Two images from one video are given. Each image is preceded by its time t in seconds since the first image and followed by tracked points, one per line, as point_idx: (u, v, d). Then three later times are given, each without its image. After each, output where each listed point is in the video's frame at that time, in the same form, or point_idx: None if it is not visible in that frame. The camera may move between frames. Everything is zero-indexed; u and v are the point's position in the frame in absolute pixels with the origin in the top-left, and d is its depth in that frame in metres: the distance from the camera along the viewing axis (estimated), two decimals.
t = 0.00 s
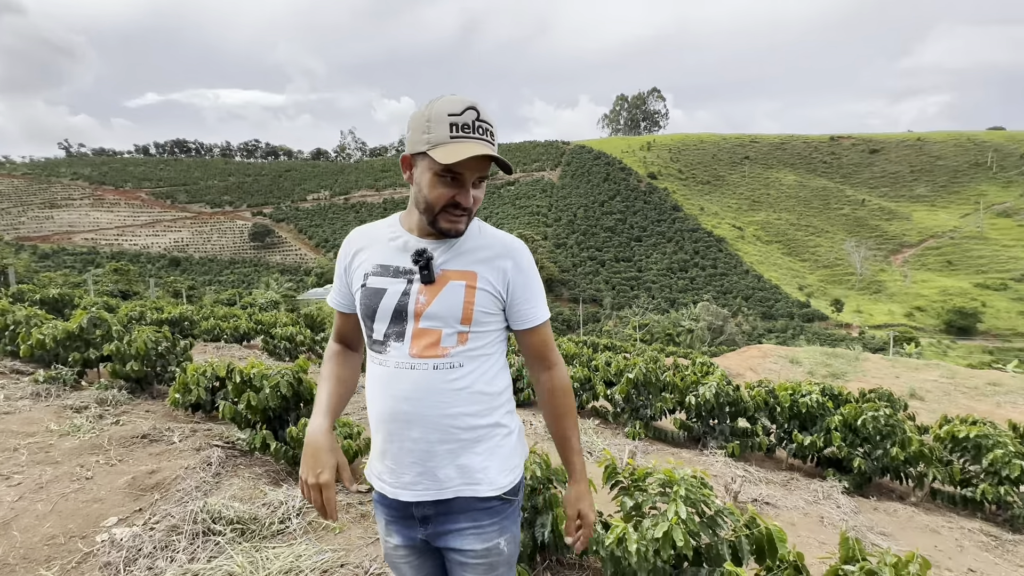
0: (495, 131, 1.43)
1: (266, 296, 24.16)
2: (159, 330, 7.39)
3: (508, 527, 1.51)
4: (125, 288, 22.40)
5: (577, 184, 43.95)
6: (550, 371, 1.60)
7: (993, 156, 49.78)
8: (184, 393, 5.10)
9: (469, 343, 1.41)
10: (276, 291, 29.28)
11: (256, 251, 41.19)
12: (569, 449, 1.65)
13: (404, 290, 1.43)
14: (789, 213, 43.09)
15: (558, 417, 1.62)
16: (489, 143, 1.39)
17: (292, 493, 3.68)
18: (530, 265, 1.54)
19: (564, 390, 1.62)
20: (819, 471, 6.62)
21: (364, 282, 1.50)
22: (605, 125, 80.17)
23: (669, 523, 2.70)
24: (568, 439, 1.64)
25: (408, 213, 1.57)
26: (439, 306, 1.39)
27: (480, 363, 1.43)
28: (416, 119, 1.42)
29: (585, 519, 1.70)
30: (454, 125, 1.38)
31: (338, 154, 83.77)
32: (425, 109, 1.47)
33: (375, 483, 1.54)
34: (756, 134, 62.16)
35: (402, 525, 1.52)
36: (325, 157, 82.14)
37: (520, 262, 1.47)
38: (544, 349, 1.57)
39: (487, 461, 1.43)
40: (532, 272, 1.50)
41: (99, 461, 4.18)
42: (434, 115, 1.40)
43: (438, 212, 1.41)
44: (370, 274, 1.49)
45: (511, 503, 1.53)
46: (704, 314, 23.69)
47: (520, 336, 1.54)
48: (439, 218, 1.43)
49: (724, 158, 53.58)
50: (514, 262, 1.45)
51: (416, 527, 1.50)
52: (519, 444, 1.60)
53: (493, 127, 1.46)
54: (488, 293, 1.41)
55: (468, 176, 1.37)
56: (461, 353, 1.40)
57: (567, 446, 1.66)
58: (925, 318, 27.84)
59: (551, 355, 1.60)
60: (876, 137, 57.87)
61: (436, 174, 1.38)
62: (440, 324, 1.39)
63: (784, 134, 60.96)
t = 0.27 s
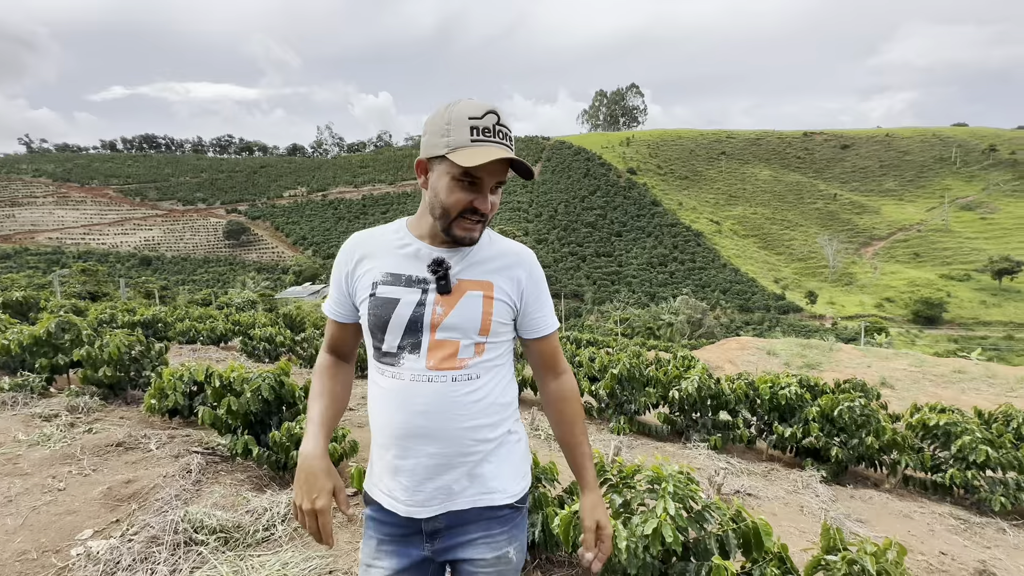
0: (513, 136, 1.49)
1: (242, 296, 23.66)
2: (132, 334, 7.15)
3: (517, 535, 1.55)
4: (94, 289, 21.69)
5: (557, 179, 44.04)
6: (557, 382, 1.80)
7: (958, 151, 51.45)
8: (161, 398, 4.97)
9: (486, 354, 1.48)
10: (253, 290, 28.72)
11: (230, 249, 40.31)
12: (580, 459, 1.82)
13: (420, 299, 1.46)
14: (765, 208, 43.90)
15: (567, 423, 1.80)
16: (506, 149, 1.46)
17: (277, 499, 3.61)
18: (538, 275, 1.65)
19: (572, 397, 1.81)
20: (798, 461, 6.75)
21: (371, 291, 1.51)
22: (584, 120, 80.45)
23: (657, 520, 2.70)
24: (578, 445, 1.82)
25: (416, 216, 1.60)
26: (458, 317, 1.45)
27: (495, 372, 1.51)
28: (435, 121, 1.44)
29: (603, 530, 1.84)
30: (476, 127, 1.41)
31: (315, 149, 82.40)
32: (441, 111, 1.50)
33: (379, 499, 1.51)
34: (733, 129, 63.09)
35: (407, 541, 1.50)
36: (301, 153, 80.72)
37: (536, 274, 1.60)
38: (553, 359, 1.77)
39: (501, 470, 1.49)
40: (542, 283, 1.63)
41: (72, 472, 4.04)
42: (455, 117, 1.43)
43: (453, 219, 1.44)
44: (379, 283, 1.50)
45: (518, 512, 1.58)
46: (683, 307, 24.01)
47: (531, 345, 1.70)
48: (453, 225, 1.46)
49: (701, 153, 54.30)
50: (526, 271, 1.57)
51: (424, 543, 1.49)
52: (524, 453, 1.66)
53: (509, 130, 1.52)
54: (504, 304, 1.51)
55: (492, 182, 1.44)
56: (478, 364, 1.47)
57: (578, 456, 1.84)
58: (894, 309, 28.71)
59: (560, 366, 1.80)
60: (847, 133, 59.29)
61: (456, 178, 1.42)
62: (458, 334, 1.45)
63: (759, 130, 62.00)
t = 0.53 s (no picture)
0: (521, 140, 1.60)
1: (222, 296, 23.21)
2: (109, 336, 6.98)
3: (521, 526, 1.67)
4: (65, 290, 21.06)
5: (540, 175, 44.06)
6: (550, 380, 1.92)
7: (928, 146, 52.78)
8: (141, 403, 4.87)
9: (495, 353, 1.61)
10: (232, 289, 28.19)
11: (207, 248, 39.49)
12: (575, 453, 1.90)
13: (431, 300, 1.53)
14: (744, 202, 44.56)
15: (561, 419, 1.91)
16: (515, 154, 1.56)
17: (266, 502, 3.58)
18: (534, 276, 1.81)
19: (564, 394, 1.93)
20: (779, 451, 6.89)
21: (379, 293, 1.54)
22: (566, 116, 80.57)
23: (647, 513, 2.72)
24: (571, 440, 1.91)
25: (419, 216, 1.68)
26: (470, 318, 1.55)
27: (501, 371, 1.64)
28: (448, 122, 1.51)
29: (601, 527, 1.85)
30: (490, 132, 1.51)
31: (293, 146, 81.07)
32: (452, 113, 1.58)
33: (389, 498, 1.53)
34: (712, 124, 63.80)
35: (416, 539, 1.54)
36: (279, 150, 79.34)
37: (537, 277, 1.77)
38: (548, 357, 1.90)
39: (510, 466, 1.61)
40: (540, 286, 1.80)
41: (49, 480, 3.93)
42: (469, 119, 1.51)
43: (463, 219, 1.53)
44: (388, 284, 1.54)
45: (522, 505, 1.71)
46: (666, 301, 24.27)
47: (528, 342, 1.84)
48: (462, 225, 1.55)
49: (682, 148, 54.85)
50: (527, 270, 1.74)
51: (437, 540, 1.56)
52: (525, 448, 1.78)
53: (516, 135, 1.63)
54: (510, 303, 1.64)
55: (500, 184, 1.53)
56: (488, 363, 1.58)
57: (572, 451, 1.93)
58: (868, 300, 29.43)
59: (555, 364, 1.93)
60: (823, 128, 60.42)
61: (467, 180, 1.50)
62: (471, 336, 1.55)
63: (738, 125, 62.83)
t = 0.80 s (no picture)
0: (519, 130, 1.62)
1: (203, 296, 22.84)
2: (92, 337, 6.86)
3: (524, 505, 1.75)
4: (40, 292, 20.54)
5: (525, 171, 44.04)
6: (546, 364, 1.99)
7: (904, 140, 53.93)
8: (128, 404, 4.80)
9: (497, 340, 1.67)
10: (213, 289, 27.73)
11: (187, 247, 38.76)
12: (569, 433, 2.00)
13: (435, 292, 1.56)
14: (726, 196, 45.14)
15: (556, 402, 1.98)
16: (514, 143, 1.58)
17: (261, 499, 3.58)
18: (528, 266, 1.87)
19: (559, 378, 2.00)
20: (764, 439, 7.05)
21: (382, 286, 1.54)
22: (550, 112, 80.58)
23: (643, 497, 2.79)
24: (565, 420, 2.00)
25: (416, 209, 1.69)
26: (473, 307, 1.59)
27: (501, 359, 1.70)
28: (449, 113, 1.52)
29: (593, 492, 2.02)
30: (489, 122, 1.53)
31: (274, 143, 79.83)
32: (449, 104, 1.58)
33: (397, 484, 1.55)
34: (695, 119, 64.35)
35: (424, 519, 1.57)
36: (259, 147, 78.08)
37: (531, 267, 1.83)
38: (542, 344, 1.96)
39: (512, 450, 1.67)
40: (535, 276, 1.86)
41: (37, 483, 3.88)
42: (469, 112, 1.53)
43: (465, 209, 1.54)
44: (390, 278, 1.55)
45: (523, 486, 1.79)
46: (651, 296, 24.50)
47: (525, 329, 1.90)
48: (465, 215, 1.56)
49: (665, 143, 55.29)
50: (523, 260, 1.80)
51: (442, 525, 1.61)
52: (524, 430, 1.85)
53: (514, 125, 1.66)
54: (509, 292, 1.71)
55: (500, 174, 1.55)
56: (491, 352, 1.63)
57: (567, 430, 2.02)
58: (847, 291, 30.07)
59: (548, 349, 1.99)
60: (802, 123, 61.36)
61: (467, 170, 1.52)
62: (474, 326, 1.59)
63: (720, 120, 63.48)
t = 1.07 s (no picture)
0: (518, 133, 1.64)
1: (188, 296, 22.53)
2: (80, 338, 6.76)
3: (531, 488, 1.82)
4: (18, 294, 20.10)
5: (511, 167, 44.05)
6: (540, 358, 2.05)
7: (883, 134, 54.92)
8: (123, 405, 4.77)
9: (498, 339, 1.72)
10: (198, 289, 27.37)
11: (169, 247, 38.14)
12: (565, 420, 2.07)
13: (440, 295, 1.58)
14: (711, 190, 45.61)
15: (550, 392, 2.05)
16: (515, 148, 1.61)
17: (265, 496, 3.63)
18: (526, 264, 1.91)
19: (553, 370, 2.07)
20: (754, 428, 7.20)
21: (387, 292, 1.54)
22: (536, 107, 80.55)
23: (644, 485, 2.87)
24: (560, 409, 2.07)
25: (415, 211, 1.68)
26: (476, 309, 1.63)
27: (503, 355, 1.74)
28: (449, 119, 1.53)
29: (590, 476, 2.10)
30: (491, 127, 1.54)
31: (256, 140, 78.70)
32: (450, 105, 1.59)
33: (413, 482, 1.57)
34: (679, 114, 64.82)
35: (440, 513, 1.61)
36: (241, 144, 76.92)
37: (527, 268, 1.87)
38: (537, 338, 2.02)
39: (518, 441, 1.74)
40: (531, 273, 1.90)
41: (35, 486, 3.85)
42: (470, 116, 1.54)
43: (467, 214, 1.56)
44: (396, 283, 1.55)
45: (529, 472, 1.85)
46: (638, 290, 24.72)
47: (522, 325, 1.95)
48: (467, 219, 1.57)
49: (650, 138, 55.64)
50: (519, 258, 1.84)
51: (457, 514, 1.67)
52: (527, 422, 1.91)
53: (511, 129, 1.68)
54: (510, 290, 1.75)
55: (501, 178, 1.57)
56: (495, 351, 1.68)
57: (563, 418, 2.09)
58: (830, 283, 30.64)
59: (542, 343, 2.05)
60: (784, 117, 62.15)
61: (469, 176, 1.53)
62: (477, 327, 1.63)
63: (704, 115, 64.03)
